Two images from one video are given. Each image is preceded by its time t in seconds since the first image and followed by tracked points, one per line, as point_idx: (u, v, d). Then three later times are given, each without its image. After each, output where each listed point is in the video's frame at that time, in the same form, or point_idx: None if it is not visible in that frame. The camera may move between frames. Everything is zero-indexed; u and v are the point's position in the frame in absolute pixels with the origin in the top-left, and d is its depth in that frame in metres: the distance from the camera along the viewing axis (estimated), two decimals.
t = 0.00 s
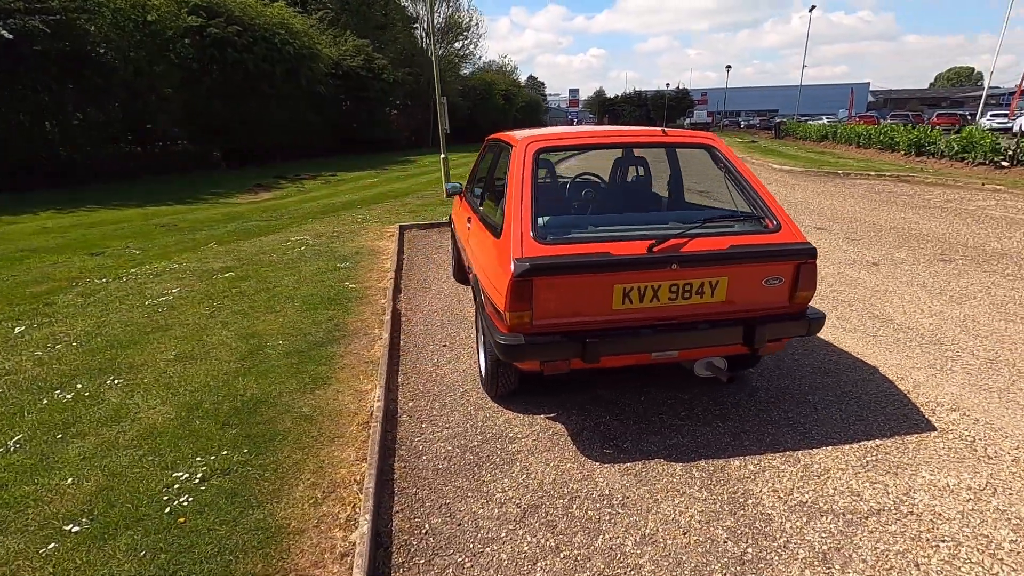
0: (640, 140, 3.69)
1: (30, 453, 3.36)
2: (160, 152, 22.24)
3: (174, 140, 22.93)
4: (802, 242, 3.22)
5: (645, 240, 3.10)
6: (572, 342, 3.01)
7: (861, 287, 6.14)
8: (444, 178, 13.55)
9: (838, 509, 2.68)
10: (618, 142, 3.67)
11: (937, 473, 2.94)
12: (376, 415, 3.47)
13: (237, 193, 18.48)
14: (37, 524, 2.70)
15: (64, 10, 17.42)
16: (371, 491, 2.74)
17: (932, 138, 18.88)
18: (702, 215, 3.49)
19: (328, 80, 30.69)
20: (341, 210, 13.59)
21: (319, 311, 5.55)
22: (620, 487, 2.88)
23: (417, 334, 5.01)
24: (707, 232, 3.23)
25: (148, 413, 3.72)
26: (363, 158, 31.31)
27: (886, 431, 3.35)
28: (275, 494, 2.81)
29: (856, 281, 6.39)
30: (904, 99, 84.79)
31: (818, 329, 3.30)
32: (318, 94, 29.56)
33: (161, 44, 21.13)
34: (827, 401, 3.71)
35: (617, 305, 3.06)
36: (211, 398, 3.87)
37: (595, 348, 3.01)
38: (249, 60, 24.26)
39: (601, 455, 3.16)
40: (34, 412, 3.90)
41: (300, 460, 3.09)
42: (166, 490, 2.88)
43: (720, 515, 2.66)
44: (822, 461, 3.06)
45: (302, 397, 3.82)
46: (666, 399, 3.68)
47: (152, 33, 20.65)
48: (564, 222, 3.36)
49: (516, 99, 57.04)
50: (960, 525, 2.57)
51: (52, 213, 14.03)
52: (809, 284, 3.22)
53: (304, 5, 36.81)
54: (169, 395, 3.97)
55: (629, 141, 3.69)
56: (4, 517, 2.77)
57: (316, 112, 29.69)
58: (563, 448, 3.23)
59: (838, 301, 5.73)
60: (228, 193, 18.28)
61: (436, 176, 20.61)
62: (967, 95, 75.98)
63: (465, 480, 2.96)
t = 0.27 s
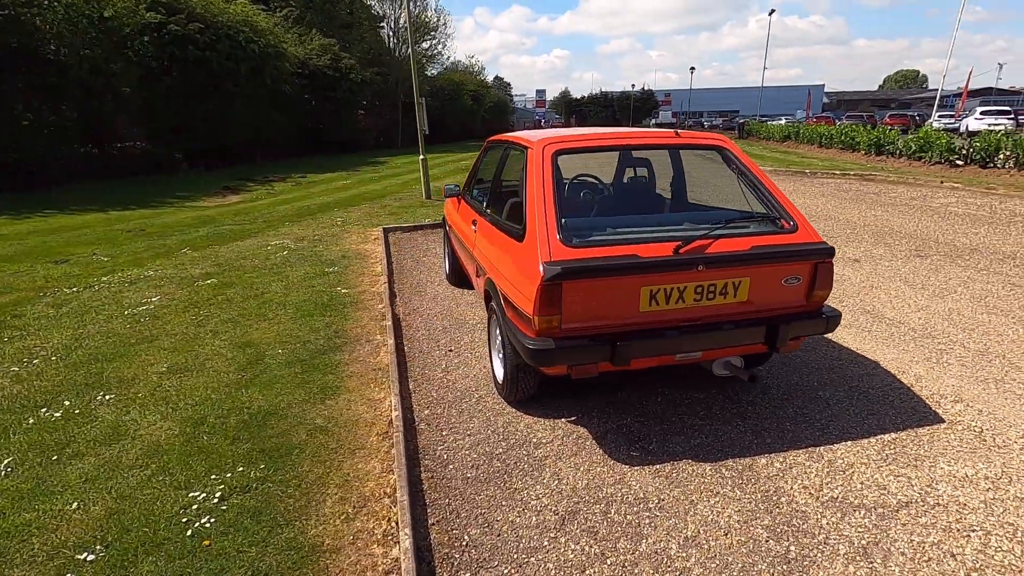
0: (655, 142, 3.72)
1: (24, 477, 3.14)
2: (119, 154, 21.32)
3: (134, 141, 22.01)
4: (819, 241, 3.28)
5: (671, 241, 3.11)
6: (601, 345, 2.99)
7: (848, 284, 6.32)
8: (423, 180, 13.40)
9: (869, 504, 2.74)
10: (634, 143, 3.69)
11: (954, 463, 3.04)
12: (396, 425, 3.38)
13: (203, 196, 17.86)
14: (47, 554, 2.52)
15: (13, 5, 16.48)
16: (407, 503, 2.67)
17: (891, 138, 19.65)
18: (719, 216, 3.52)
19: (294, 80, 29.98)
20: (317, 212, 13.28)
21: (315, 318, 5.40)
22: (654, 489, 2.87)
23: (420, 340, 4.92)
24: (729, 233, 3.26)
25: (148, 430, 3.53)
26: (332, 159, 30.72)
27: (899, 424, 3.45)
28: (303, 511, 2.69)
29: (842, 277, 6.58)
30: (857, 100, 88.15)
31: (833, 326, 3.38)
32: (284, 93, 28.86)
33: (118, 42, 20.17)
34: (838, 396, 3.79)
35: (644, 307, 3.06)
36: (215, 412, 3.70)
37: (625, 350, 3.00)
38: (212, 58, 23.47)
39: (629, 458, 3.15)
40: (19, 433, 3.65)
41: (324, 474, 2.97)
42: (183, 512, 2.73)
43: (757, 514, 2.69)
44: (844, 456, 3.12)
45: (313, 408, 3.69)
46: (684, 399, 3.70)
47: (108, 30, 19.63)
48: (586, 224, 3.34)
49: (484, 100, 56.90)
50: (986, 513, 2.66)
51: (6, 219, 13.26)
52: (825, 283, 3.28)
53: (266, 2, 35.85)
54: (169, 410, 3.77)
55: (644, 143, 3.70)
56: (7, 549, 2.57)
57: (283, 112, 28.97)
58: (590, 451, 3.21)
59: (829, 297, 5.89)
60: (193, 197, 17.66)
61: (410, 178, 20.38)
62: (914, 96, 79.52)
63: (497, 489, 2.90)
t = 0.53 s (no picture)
0: (676, 135, 3.68)
1: (19, 495, 2.91)
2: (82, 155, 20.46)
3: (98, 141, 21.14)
4: (843, 234, 3.29)
5: (702, 235, 3.07)
6: (635, 342, 2.93)
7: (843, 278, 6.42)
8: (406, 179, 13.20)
9: (907, 495, 2.74)
10: (655, 137, 3.65)
11: (980, 452, 3.08)
12: (420, 428, 3.25)
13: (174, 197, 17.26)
14: None
15: None
16: (444, 510, 2.56)
17: (861, 137, 20.22)
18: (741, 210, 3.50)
19: (264, 78, 29.23)
20: (297, 213, 12.94)
21: (314, 320, 5.22)
22: (693, 487, 2.82)
23: (427, 341, 4.79)
24: (756, 226, 3.24)
25: (151, 441, 3.33)
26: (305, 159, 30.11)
27: (920, 415, 3.48)
28: (333, 522, 2.56)
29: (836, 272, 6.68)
30: (820, 101, 90.74)
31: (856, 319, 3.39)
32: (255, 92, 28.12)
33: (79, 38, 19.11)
34: (856, 388, 3.81)
35: (677, 301, 3.01)
36: (223, 421, 3.51)
37: (659, 346, 2.94)
38: (180, 54, 22.64)
39: (661, 455, 3.10)
40: (7, 449, 3.39)
41: (350, 482, 2.84)
42: (204, 527, 2.56)
43: (800, 508, 2.66)
44: (874, 448, 3.13)
45: (327, 413, 3.54)
46: (707, 395, 3.67)
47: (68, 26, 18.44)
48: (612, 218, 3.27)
49: (458, 100, 56.62)
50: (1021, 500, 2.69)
51: None
52: (850, 275, 3.29)
53: None
54: (171, 420, 3.57)
55: (663, 137, 3.66)
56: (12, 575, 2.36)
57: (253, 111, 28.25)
58: (621, 450, 3.14)
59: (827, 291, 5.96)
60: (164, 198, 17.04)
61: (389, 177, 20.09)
62: (873, 98, 82.28)
63: (533, 492, 2.81)
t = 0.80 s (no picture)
0: (694, 140, 3.70)
1: (26, 529, 2.70)
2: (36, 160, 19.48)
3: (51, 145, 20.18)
4: (861, 236, 3.36)
5: (731, 240, 3.09)
6: (670, 348, 2.92)
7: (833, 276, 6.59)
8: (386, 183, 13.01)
9: (940, 491, 2.80)
10: (673, 141, 3.66)
11: (998, 446, 3.18)
12: (449, 441, 3.17)
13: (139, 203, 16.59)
14: None
15: None
16: (492, 525, 2.49)
17: (826, 138, 20.86)
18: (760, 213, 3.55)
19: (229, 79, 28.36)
20: (274, 218, 12.60)
21: (314, 330, 5.06)
22: (733, 492, 2.82)
23: (436, 349, 4.69)
24: (780, 230, 3.27)
25: (163, 464, 3.15)
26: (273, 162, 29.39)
27: (933, 411, 3.57)
28: (376, 544, 2.46)
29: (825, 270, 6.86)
30: (779, 103, 93.57)
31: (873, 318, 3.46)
32: (220, 93, 27.29)
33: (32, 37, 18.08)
34: (867, 385, 3.89)
35: (709, 306, 3.01)
36: (237, 440, 3.35)
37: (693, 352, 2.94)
38: (140, 54, 21.68)
39: (694, 460, 3.10)
40: (3, 478, 3.17)
41: (386, 500, 2.74)
42: (239, 556, 2.43)
43: (841, 509, 2.69)
44: (897, 445, 3.20)
45: (348, 427, 3.42)
46: (728, 398, 3.70)
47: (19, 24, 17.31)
48: (639, 224, 3.26)
49: (427, 101, 56.23)
50: None
51: None
52: (867, 276, 3.36)
53: None
54: (181, 441, 3.39)
55: (682, 141, 3.68)
56: None
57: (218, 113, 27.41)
58: (655, 457, 3.13)
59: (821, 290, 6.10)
60: (128, 204, 16.35)
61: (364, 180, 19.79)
62: (830, 100, 85.26)
63: (574, 503, 2.77)
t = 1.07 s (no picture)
0: (715, 135, 3.75)
1: (44, 550, 2.53)
2: None
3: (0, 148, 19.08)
4: (878, 227, 3.45)
5: (762, 233, 3.13)
6: (709, 340, 2.94)
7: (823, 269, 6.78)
8: (366, 184, 12.79)
9: (969, 472, 2.90)
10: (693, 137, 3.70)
11: (1012, 426, 3.31)
12: (484, 441, 3.11)
13: (100, 207, 15.82)
14: None
15: None
16: (547, 524, 2.45)
17: (791, 138, 21.52)
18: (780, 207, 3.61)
19: (190, 79, 27.38)
20: (249, 221, 12.21)
21: (318, 333, 4.92)
22: (775, 481, 2.86)
23: (448, 349, 4.62)
24: (804, 222, 3.34)
25: (185, 476, 3.00)
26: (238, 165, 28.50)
27: (944, 395, 3.70)
28: (430, 548, 2.39)
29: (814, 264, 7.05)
30: (739, 105, 96.16)
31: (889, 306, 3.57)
32: (181, 94, 26.31)
33: None
34: (878, 372, 4.01)
35: (744, 297, 3.05)
36: (259, 448, 3.21)
37: (731, 344, 2.97)
38: (96, 52, 20.57)
39: (730, 451, 3.13)
40: (6, 497, 2.95)
41: (431, 503, 2.66)
42: (286, 567, 2.32)
43: (880, 493, 2.76)
44: (919, 430, 3.30)
45: (374, 431, 3.32)
46: (750, 388, 3.75)
47: None
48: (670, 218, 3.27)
49: (394, 102, 55.59)
50: None
51: None
52: (885, 266, 3.46)
53: None
54: (199, 451, 3.23)
55: (701, 137, 3.72)
56: None
57: (179, 115, 26.42)
58: (690, 450, 3.14)
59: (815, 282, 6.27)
60: (88, 209, 15.57)
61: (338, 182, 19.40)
62: (787, 102, 88.12)
63: (620, 498, 2.76)
